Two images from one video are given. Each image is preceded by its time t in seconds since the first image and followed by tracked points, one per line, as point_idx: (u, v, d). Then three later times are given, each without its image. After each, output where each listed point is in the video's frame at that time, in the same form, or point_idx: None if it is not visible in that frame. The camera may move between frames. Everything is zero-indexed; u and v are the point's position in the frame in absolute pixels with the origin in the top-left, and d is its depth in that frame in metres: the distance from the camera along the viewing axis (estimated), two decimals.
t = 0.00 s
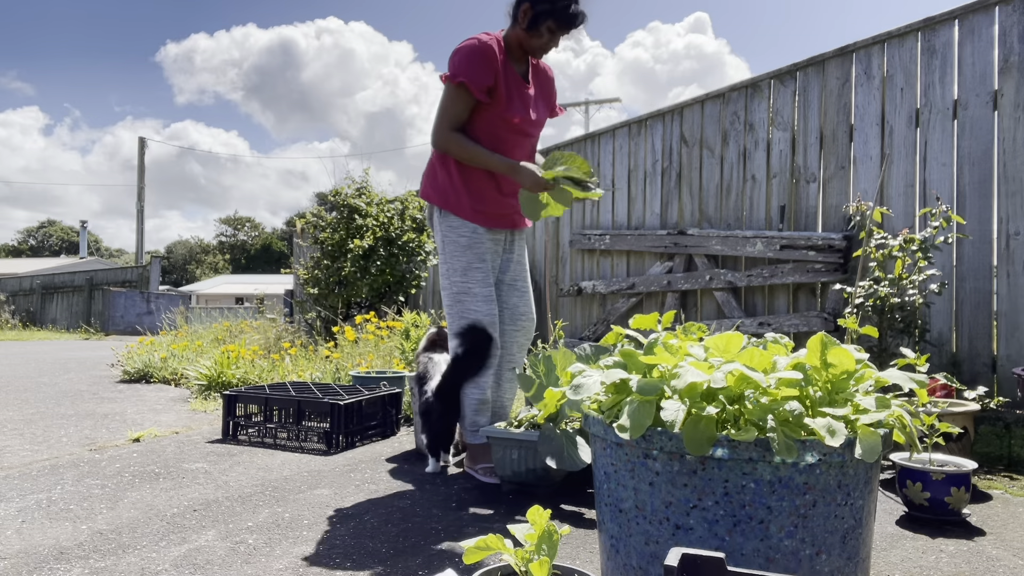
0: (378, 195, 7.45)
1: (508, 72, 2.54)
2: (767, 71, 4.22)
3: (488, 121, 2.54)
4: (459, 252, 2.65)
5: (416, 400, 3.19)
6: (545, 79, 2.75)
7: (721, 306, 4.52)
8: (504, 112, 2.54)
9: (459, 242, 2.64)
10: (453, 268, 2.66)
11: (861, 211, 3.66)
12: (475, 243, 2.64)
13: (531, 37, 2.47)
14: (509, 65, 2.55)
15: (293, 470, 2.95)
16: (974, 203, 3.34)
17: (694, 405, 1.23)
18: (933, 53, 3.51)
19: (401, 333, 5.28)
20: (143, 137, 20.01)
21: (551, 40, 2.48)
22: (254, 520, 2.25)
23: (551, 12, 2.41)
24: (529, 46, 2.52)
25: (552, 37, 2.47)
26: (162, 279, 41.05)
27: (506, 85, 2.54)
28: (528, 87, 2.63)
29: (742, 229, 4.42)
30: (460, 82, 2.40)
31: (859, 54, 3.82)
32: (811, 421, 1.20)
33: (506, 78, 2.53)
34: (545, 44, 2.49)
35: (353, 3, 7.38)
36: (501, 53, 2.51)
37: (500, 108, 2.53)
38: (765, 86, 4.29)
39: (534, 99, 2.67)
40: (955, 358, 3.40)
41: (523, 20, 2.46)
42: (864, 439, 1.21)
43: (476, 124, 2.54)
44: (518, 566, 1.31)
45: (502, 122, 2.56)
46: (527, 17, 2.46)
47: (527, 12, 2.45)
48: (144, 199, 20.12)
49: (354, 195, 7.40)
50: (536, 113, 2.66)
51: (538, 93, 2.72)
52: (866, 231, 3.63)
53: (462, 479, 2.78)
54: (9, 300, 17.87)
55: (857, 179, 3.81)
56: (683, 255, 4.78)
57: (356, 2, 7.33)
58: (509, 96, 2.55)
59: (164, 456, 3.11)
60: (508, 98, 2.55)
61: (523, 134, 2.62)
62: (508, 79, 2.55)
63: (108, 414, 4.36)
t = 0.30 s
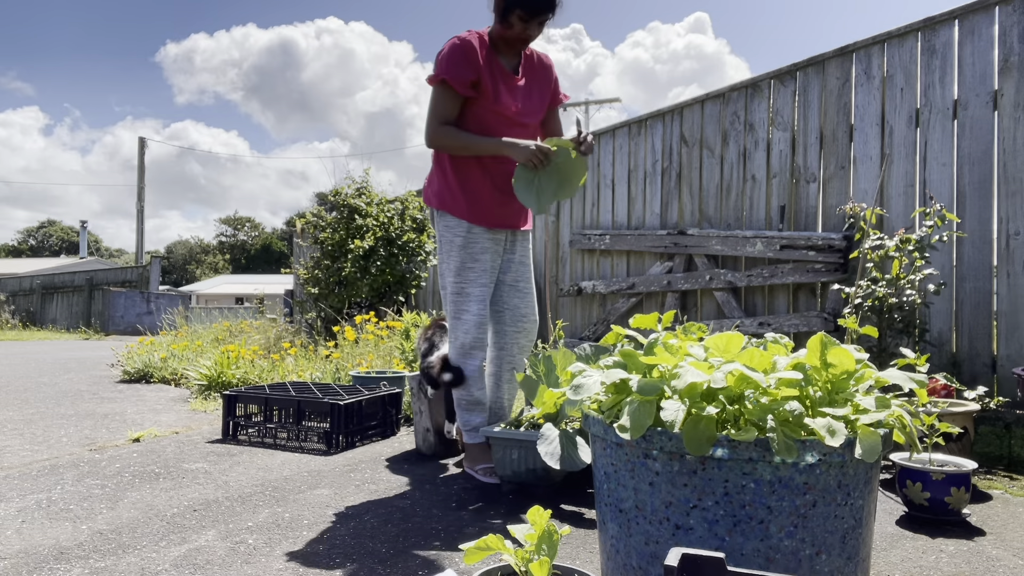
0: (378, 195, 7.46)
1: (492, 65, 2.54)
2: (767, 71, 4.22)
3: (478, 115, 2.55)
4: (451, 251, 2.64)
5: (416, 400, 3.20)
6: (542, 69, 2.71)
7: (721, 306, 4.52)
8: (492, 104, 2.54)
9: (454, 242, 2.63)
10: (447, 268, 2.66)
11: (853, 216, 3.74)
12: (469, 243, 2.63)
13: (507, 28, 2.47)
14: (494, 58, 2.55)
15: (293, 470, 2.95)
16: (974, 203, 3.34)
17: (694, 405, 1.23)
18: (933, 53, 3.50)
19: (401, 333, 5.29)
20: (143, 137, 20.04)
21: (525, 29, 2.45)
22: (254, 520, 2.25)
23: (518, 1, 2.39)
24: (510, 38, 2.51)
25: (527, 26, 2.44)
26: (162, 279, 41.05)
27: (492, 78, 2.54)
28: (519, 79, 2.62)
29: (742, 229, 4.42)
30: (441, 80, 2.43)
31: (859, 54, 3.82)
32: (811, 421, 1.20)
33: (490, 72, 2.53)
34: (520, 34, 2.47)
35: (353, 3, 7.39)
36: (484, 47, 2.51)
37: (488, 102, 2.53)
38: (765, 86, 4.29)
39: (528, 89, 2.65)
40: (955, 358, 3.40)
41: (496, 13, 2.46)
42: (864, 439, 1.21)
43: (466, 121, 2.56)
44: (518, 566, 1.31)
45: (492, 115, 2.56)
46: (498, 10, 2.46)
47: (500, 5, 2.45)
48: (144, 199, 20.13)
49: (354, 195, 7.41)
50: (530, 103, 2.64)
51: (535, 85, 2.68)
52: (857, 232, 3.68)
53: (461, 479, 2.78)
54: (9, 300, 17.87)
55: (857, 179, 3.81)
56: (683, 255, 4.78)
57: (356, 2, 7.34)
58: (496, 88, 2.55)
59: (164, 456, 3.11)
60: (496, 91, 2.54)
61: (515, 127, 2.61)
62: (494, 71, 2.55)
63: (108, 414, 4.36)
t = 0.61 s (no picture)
0: (378, 195, 7.46)
1: (479, 69, 2.57)
2: (767, 71, 4.22)
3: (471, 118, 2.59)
4: (458, 251, 2.65)
5: (416, 400, 3.19)
6: (542, 66, 2.66)
7: (721, 306, 4.52)
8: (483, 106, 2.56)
9: (461, 243, 2.64)
10: (454, 267, 2.68)
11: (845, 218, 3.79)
12: (476, 243, 2.63)
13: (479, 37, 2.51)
14: (481, 61, 2.57)
15: (293, 469, 2.95)
16: (974, 203, 3.34)
17: (694, 405, 1.23)
18: (933, 53, 3.51)
19: (401, 333, 5.28)
20: (143, 137, 20.04)
21: (493, 35, 2.47)
22: (254, 520, 2.26)
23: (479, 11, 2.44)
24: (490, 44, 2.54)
25: (495, 32, 2.46)
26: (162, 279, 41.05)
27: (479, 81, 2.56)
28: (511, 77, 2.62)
29: (742, 229, 4.42)
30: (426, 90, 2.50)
31: (859, 54, 3.82)
32: (811, 421, 1.20)
33: (477, 76, 2.56)
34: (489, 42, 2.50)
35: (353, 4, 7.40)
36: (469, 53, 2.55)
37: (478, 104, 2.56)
38: (765, 86, 4.29)
39: (523, 85, 2.64)
40: (955, 358, 3.40)
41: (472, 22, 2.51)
42: (864, 439, 1.21)
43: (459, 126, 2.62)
44: (518, 566, 1.31)
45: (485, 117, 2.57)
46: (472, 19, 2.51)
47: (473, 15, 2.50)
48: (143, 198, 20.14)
49: (354, 195, 7.42)
50: (525, 99, 2.63)
51: (534, 83, 2.64)
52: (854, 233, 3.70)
53: (461, 479, 2.78)
54: (9, 300, 17.86)
55: (857, 179, 3.81)
56: (683, 255, 4.78)
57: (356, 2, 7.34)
58: (484, 90, 2.57)
59: (164, 456, 3.11)
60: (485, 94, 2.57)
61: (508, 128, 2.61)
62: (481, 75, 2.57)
63: (108, 414, 4.35)
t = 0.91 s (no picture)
0: (379, 195, 7.46)
1: (474, 79, 2.60)
2: (767, 71, 4.23)
3: (471, 129, 2.65)
4: (473, 254, 2.66)
5: (416, 400, 3.19)
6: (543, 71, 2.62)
7: (721, 306, 4.52)
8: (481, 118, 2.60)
9: (475, 245, 2.65)
10: (469, 270, 2.68)
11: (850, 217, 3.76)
12: (490, 245, 2.63)
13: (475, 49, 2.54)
14: (478, 72, 2.60)
15: (293, 470, 2.95)
16: (974, 203, 3.34)
17: (694, 405, 1.23)
18: (933, 53, 3.50)
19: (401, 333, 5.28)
20: (143, 138, 20.05)
21: (487, 45, 2.49)
22: (254, 520, 2.25)
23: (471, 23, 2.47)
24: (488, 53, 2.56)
25: (488, 42, 2.48)
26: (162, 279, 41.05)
27: (476, 92, 2.60)
28: (511, 83, 2.62)
29: (742, 229, 4.42)
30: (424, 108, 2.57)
31: (859, 54, 3.82)
32: (811, 421, 1.20)
33: (472, 87, 2.60)
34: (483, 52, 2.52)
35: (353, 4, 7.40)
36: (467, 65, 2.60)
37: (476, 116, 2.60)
38: (765, 86, 4.29)
39: (524, 90, 2.63)
40: (955, 358, 3.40)
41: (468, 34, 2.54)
42: (865, 439, 1.21)
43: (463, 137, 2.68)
44: (518, 566, 1.31)
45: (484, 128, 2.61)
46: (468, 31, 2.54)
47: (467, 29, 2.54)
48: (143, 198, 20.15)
49: (354, 195, 7.42)
50: (525, 104, 2.63)
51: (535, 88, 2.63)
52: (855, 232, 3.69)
53: (462, 479, 2.78)
54: (9, 300, 17.85)
55: (857, 179, 3.81)
56: (683, 255, 4.78)
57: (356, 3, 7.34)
58: (481, 100, 2.61)
59: (164, 456, 3.11)
60: (482, 104, 2.61)
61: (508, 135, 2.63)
62: (477, 85, 2.61)
63: (108, 414, 4.35)
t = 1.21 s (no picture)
0: (378, 195, 7.46)
1: (479, 76, 2.59)
2: (767, 71, 4.23)
3: (475, 127, 2.65)
4: (473, 253, 2.66)
5: (416, 400, 3.19)
6: (547, 69, 2.64)
7: (721, 306, 4.52)
8: (485, 115, 2.60)
9: (475, 244, 2.65)
10: (469, 268, 2.68)
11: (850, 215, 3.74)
12: (490, 244, 2.63)
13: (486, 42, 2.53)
14: (484, 70, 2.59)
15: (293, 469, 2.95)
16: (974, 202, 3.34)
17: (694, 405, 1.23)
18: (933, 53, 3.50)
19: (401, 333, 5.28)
20: (144, 138, 20.07)
21: (501, 37, 2.48)
22: (255, 520, 2.26)
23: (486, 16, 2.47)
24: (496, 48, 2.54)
25: (502, 33, 2.47)
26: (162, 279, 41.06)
27: (481, 88, 2.59)
28: (515, 80, 2.62)
29: (742, 229, 4.42)
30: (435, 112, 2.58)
31: (859, 54, 3.82)
32: (811, 421, 1.20)
33: (477, 83, 2.59)
34: (496, 44, 2.50)
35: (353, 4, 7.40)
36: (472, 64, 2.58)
37: (480, 112, 2.60)
38: (765, 86, 4.29)
39: (527, 88, 2.63)
40: (955, 358, 3.40)
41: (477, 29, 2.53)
42: (865, 439, 1.21)
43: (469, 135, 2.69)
44: (518, 566, 1.31)
45: (488, 126, 2.62)
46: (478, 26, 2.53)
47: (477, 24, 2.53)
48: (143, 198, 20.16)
49: (354, 195, 7.43)
50: (530, 103, 2.63)
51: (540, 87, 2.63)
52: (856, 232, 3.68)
53: (461, 479, 2.78)
54: (8, 300, 17.84)
55: (857, 179, 3.81)
56: (683, 255, 4.78)
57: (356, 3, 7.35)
58: (487, 99, 2.60)
59: (164, 456, 3.11)
60: (486, 100, 2.60)
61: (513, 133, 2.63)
62: (481, 80, 2.59)
63: (108, 414, 4.35)
